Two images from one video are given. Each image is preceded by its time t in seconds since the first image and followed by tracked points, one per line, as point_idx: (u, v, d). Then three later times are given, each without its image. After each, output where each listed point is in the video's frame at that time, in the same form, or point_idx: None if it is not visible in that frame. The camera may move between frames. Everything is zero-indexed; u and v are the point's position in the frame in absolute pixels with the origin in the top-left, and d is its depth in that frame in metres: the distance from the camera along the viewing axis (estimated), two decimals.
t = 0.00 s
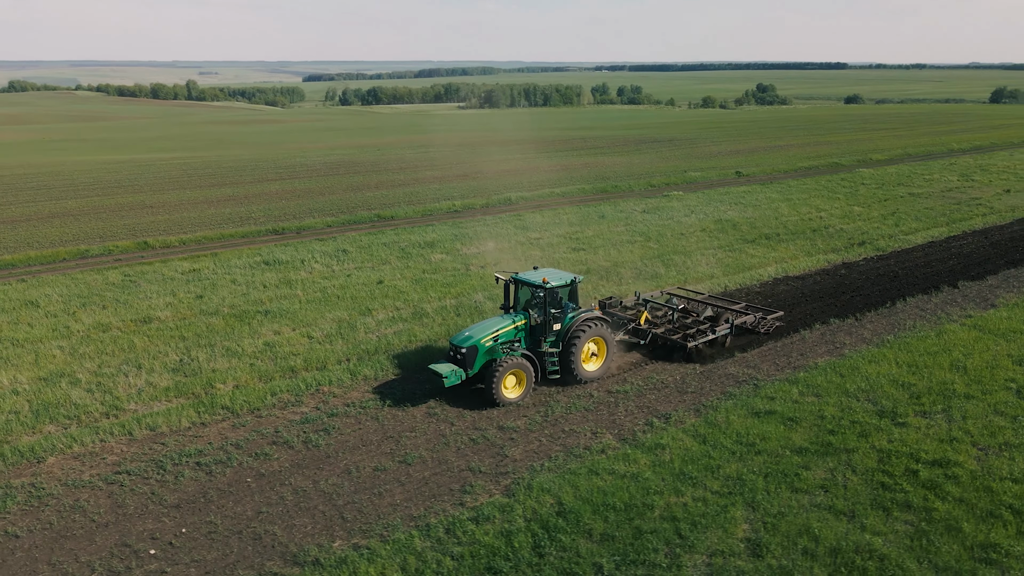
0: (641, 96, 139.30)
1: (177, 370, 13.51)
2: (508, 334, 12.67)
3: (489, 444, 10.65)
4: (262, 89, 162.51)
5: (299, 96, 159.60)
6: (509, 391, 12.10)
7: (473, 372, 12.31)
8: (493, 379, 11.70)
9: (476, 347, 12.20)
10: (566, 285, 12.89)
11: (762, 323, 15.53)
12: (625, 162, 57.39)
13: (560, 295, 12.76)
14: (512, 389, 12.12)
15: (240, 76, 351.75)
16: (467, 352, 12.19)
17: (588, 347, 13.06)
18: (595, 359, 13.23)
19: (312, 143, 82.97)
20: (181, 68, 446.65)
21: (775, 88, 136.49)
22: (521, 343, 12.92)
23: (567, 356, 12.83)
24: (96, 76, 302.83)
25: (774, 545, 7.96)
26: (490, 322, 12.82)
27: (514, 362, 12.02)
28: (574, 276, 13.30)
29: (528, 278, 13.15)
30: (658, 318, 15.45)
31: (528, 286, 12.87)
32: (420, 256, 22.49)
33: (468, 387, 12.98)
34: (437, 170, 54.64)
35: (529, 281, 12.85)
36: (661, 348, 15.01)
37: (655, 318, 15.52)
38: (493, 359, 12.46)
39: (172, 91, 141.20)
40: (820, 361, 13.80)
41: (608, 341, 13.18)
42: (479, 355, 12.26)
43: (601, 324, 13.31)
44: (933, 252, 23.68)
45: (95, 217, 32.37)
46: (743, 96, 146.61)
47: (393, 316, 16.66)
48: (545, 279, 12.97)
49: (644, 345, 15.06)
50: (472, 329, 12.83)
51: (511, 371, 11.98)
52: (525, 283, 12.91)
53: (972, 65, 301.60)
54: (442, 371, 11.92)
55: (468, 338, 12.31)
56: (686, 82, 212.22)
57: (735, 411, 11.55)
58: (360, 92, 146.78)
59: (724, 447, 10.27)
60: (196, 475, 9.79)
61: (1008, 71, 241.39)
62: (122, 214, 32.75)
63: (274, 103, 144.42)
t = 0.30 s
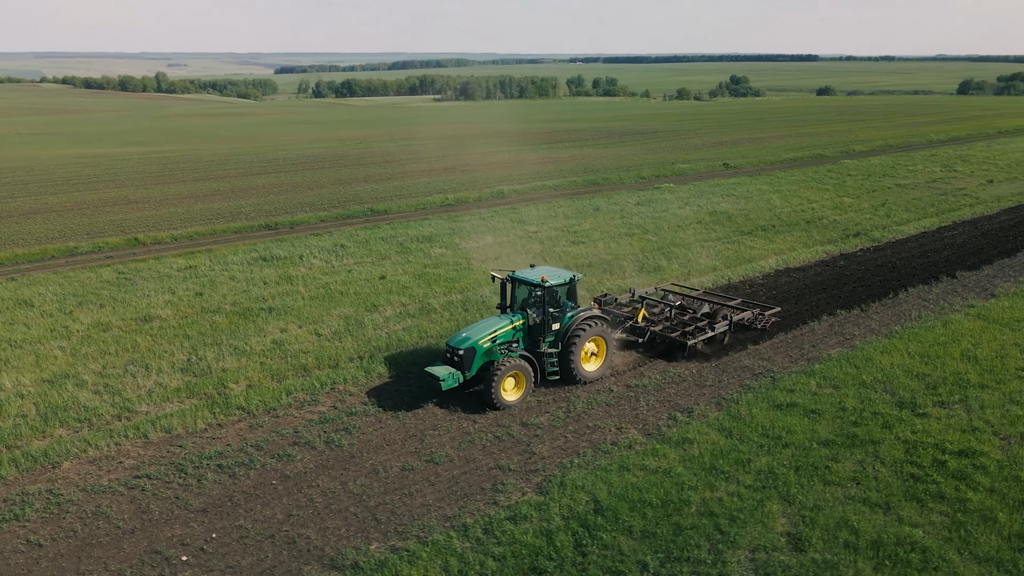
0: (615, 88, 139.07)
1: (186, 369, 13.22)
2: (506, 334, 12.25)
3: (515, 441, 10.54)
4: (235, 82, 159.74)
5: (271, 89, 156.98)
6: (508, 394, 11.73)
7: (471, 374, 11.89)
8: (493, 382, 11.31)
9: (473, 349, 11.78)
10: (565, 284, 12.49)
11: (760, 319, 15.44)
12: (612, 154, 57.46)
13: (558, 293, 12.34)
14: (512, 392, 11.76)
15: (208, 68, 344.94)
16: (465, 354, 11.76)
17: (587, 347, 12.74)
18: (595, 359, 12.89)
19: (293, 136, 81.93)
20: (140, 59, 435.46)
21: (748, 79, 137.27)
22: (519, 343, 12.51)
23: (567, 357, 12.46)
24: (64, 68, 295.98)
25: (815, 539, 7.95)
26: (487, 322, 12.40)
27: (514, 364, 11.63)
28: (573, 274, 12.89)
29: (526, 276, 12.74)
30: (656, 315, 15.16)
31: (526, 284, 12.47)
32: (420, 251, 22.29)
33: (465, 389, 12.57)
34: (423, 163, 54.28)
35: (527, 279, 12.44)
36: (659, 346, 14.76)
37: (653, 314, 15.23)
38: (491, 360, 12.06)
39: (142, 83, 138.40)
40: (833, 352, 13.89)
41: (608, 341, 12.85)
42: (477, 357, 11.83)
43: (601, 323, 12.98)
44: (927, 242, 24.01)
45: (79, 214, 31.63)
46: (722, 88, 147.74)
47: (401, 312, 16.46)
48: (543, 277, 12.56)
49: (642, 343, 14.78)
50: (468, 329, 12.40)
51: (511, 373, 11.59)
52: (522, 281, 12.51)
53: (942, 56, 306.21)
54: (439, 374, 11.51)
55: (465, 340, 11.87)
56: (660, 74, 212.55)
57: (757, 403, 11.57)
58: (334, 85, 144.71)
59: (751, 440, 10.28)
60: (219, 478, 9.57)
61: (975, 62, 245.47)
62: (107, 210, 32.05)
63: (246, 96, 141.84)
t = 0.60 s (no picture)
0: (588, 79, 138.94)
1: (195, 370, 12.93)
2: (504, 336, 11.78)
3: (541, 438, 10.45)
4: (204, 73, 156.69)
5: (240, 80, 154.10)
6: (508, 398, 11.32)
7: (468, 378, 11.43)
8: (493, 386, 10.88)
9: (471, 352, 11.29)
10: (564, 283, 12.00)
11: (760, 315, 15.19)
12: (597, 147, 57.43)
13: (558, 293, 11.84)
14: (511, 395, 11.36)
15: (177, 59, 338.34)
16: (462, 357, 11.29)
17: (586, 348, 12.41)
18: (594, 359, 12.57)
19: (270, 130, 80.70)
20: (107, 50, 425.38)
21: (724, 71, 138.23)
22: (517, 344, 12.07)
23: (566, 358, 12.10)
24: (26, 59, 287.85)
25: (854, 532, 7.97)
26: (484, 323, 11.90)
27: (513, 367, 11.20)
28: (572, 271, 12.40)
29: (523, 275, 12.21)
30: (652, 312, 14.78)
31: (523, 284, 11.95)
32: (418, 245, 22.06)
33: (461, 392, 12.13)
34: (407, 156, 53.83)
35: (525, 278, 11.91)
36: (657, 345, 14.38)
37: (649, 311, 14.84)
38: (489, 363, 11.60)
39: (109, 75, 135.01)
40: (845, 344, 13.99)
41: (607, 340, 12.55)
42: (474, 360, 11.35)
43: (600, 322, 12.63)
44: (918, 232, 24.34)
45: (60, 210, 30.83)
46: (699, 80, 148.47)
47: (407, 308, 16.27)
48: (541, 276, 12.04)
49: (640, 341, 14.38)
50: (465, 330, 11.89)
51: (511, 377, 11.17)
52: (520, 280, 11.99)
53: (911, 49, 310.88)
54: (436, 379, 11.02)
55: (462, 342, 11.37)
56: (633, 66, 212.69)
57: (777, 396, 11.59)
58: (305, 76, 142.45)
59: (777, 433, 10.30)
60: (243, 481, 9.36)
61: (941, 55, 249.88)
62: (90, 206, 31.28)
63: (215, 88, 139.08)
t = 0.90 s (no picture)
0: (563, 71, 138.48)
1: (205, 369, 12.66)
2: (504, 338, 11.45)
3: (568, 434, 10.37)
4: (165, 65, 152.76)
5: (211, 72, 151.14)
6: (509, 402, 10.99)
7: (468, 382, 11.07)
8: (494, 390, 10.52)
9: (472, 355, 10.93)
10: (565, 283, 11.72)
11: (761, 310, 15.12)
12: (582, 139, 57.34)
13: (559, 293, 11.56)
14: (513, 400, 11.01)
15: (146, 52, 331.29)
16: (462, 361, 10.93)
17: (588, 349, 12.10)
18: (595, 361, 12.28)
19: (248, 123, 79.43)
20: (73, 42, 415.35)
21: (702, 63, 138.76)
22: (517, 347, 11.74)
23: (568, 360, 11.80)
24: None
25: (892, 524, 8.01)
26: (483, 325, 11.56)
27: (515, 370, 10.86)
28: (572, 270, 12.13)
29: (522, 275, 11.90)
30: (651, 311, 14.56)
31: (523, 284, 11.65)
32: (418, 240, 21.82)
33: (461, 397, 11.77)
34: (392, 149, 53.30)
35: (525, 278, 11.61)
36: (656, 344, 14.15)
37: (648, 311, 14.62)
38: (490, 366, 11.26)
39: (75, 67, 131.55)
40: (856, 335, 14.08)
41: (608, 341, 12.26)
42: (475, 363, 11.00)
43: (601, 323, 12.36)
44: (911, 223, 24.62)
45: (43, 206, 30.04)
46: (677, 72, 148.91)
47: (414, 304, 16.08)
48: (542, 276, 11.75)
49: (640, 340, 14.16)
50: (464, 333, 11.52)
51: (513, 381, 10.84)
52: (520, 280, 11.69)
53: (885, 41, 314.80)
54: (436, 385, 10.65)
55: (462, 345, 11.00)
56: (608, 57, 212.57)
57: (797, 388, 11.63)
58: (278, 69, 140.39)
59: (803, 426, 10.34)
60: (270, 484, 9.17)
61: (911, 47, 253.21)
62: (73, 202, 30.54)
63: (185, 80, 136.30)
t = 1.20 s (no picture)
0: (537, 63, 137.98)
1: (216, 370, 12.40)
2: (505, 341, 11.10)
3: (594, 431, 10.30)
4: (134, 58, 149.39)
5: (180, 65, 148.07)
6: (511, 408, 10.62)
7: (468, 387, 10.69)
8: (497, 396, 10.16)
9: (472, 360, 10.55)
10: (566, 283, 11.39)
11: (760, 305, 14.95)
12: (566, 131, 57.22)
13: (560, 294, 11.22)
14: (515, 405, 10.64)
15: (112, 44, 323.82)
16: (462, 366, 10.55)
17: (589, 351, 11.76)
18: (597, 363, 11.93)
19: (224, 116, 78.06)
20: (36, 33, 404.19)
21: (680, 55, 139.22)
22: (517, 350, 11.39)
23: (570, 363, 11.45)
24: None
25: (927, 516, 8.07)
26: (483, 328, 11.18)
27: (517, 375, 10.50)
28: (573, 270, 11.79)
29: (521, 275, 11.55)
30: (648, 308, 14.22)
31: (523, 285, 11.30)
32: (416, 235, 21.58)
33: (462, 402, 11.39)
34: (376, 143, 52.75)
35: (525, 279, 11.27)
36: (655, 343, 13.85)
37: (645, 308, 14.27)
38: (490, 371, 10.89)
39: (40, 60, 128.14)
40: (866, 326, 14.18)
41: (609, 342, 11.92)
42: (475, 368, 10.61)
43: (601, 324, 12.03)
44: (903, 214, 24.89)
45: (23, 203, 29.25)
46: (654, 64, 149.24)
47: (421, 301, 15.88)
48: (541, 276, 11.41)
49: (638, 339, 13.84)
50: (462, 336, 11.14)
51: (515, 386, 10.48)
52: (519, 281, 11.34)
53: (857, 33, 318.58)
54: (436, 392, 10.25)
55: (460, 349, 10.63)
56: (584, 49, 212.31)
57: (815, 380, 11.69)
58: (249, 62, 138.10)
59: (826, 418, 10.39)
60: (298, 487, 9.00)
61: (880, 39, 256.71)
62: (55, 199, 29.79)
63: (154, 73, 133.46)
